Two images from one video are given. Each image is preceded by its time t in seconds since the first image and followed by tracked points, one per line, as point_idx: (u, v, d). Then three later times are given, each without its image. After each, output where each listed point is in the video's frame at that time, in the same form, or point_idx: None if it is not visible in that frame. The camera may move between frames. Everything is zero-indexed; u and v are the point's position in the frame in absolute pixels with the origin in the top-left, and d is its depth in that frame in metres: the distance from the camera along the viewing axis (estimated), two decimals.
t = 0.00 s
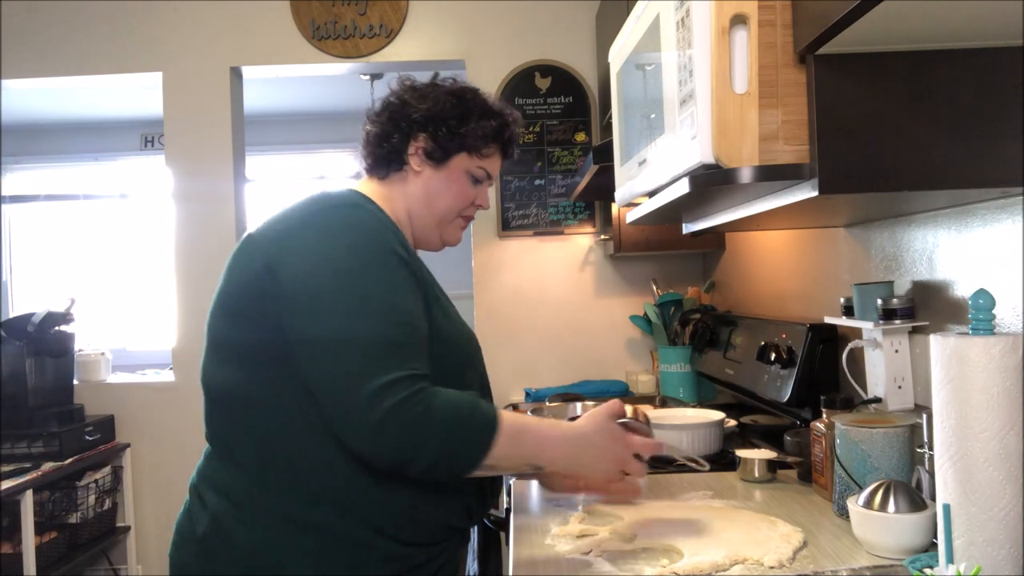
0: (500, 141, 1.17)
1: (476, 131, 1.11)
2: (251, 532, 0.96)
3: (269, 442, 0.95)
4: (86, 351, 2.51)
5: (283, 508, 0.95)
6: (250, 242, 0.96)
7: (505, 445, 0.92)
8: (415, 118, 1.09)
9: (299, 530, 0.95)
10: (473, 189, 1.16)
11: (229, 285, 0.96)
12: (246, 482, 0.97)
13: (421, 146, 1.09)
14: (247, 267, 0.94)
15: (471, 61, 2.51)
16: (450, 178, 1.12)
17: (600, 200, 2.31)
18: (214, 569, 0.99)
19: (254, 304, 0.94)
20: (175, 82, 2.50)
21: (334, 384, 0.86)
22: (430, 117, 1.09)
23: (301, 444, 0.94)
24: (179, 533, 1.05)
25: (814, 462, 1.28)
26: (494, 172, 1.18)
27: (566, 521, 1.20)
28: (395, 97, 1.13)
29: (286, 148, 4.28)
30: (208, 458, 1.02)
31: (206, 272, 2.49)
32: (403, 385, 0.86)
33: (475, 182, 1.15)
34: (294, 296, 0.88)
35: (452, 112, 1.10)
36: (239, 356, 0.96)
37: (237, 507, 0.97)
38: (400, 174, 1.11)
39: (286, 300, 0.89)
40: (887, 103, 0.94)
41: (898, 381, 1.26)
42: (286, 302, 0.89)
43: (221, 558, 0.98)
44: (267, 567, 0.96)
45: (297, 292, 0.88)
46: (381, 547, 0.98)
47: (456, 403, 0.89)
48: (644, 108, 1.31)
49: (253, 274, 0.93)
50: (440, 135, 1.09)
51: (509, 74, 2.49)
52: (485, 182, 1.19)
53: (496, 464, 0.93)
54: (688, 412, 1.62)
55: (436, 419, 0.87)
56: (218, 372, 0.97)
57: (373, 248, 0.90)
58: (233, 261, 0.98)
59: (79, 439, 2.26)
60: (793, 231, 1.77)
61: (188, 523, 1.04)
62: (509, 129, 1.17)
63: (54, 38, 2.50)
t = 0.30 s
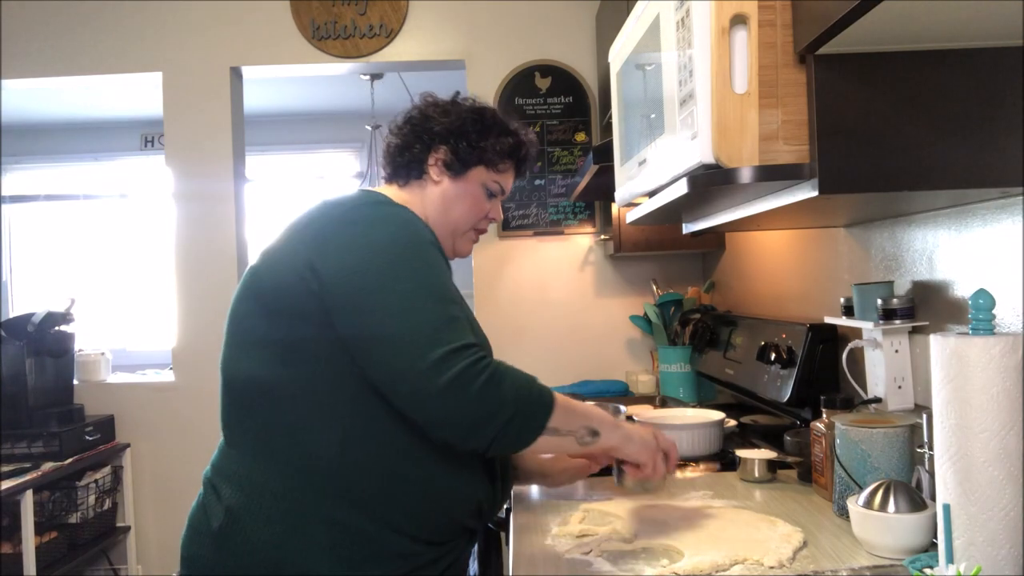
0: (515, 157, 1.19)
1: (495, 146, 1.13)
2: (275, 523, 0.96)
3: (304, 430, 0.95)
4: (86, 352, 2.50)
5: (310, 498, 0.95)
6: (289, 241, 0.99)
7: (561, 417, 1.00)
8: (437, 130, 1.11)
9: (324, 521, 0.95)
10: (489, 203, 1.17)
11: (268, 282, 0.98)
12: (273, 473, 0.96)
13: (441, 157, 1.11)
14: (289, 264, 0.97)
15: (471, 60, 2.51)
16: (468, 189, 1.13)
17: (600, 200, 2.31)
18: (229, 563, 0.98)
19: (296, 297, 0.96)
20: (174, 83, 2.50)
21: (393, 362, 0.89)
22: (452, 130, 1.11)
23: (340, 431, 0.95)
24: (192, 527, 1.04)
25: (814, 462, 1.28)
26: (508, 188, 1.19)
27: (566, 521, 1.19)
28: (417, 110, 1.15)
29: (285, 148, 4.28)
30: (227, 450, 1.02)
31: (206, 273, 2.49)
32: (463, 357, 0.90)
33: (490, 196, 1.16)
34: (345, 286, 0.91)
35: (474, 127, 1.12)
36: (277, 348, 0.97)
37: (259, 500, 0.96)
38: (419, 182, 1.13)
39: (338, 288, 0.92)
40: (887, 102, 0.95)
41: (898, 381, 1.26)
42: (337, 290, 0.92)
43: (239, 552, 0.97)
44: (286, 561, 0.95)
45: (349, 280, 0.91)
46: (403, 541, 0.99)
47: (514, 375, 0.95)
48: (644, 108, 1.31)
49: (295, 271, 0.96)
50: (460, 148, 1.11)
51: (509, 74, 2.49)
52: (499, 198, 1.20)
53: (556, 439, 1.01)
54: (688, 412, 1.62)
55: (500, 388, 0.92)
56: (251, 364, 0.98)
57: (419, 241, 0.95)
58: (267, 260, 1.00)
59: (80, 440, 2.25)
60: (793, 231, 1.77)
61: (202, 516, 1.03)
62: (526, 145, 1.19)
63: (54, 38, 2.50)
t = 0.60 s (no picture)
0: (522, 170, 1.19)
1: (504, 158, 1.13)
2: (287, 519, 0.95)
3: (319, 427, 0.95)
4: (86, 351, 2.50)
5: (323, 495, 0.95)
6: (304, 240, 0.99)
7: (575, 421, 1.05)
8: (449, 140, 1.12)
9: (337, 518, 0.95)
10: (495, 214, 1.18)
11: (283, 280, 0.98)
12: (284, 469, 0.95)
13: (451, 165, 1.11)
14: (306, 262, 0.97)
15: (471, 60, 2.51)
16: (475, 199, 1.14)
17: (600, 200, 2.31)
18: (238, 559, 0.98)
19: (311, 295, 0.96)
20: (174, 83, 2.50)
21: (411, 358, 0.89)
22: (463, 139, 1.12)
23: (355, 428, 0.95)
24: (200, 523, 1.03)
25: (814, 462, 1.28)
26: (513, 200, 1.20)
27: (566, 521, 1.19)
28: (430, 119, 1.16)
29: (285, 148, 4.28)
30: (236, 446, 1.01)
31: (206, 273, 2.49)
32: (481, 353, 0.90)
33: (496, 206, 1.17)
34: (364, 283, 0.92)
35: (487, 137, 1.13)
36: (293, 346, 0.97)
37: (270, 496, 0.96)
38: (428, 188, 1.13)
39: (356, 285, 0.92)
40: (888, 101, 0.95)
41: (898, 381, 1.26)
42: (355, 288, 0.92)
43: (249, 548, 0.97)
44: (297, 557, 0.95)
45: (367, 278, 0.92)
46: (413, 539, 0.99)
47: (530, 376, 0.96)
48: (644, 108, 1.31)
49: (311, 269, 0.96)
50: (471, 158, 1.11)
51: (509, 74, 2.49)
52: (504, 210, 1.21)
53: (571, 442, 1.06)
54: (688, 412, 1.62)
55: (518, 388, 0.93)
56: (264, 361, 0.98)
57: (436, 241, 0.95)
58: (281, 258, 1.00)
59: (79, 440, 2.26)
60: (793, 231, 1.77)
61: (210, 514, 1.02)
62: (533, 158, 1.20)
63: (54, 38, 2.50)
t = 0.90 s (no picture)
0: (522, 169, 1.19)
1: (506, 157, 1.13)
2: (291, 519, 0.95)
3: (322, 426, 0.95)
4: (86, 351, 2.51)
5: (326, 494, 0.95)
6: (307, 240, 0.99)
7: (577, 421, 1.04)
8: (450, 139, 1.12)
9: (340, 517, 0.95)
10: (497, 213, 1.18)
11: (286, 280, 0.98)
12: (289, 469, 0.95)
13: (452, 164, 1.12)
14: (309, 262, 0.97)
15: (471, 60, 2.51)
16: (477, 198, 1.13)
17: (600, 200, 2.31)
18: (243, 559, 0.97)
19: (314, 295, 0.96)
20: (174, 83, 2.50)
21: (415, 357, 0.89)
22: (464, 139, 1.12)
23: (358, 428, 0.95)
24: (204, 522, 1.03)
25: (814, 462, 1.28)
26: (514, 200, 1.20)
27: (566, 521, 1.19)
28: (430, 120, 1.16)
29: (285, 148, 4.28)
30: (240, 446, 1.01)
31: (205, 273, 2.49)
32: (485, 353, 0.90)
33: (497, 206, 1.17)
34: (366, 283, 0.92)
35: (488, 136, 1.13)
36: (296, 345, 0.97)
37: (274, 496, 0.96)
38: (430, 188, 1.13)
39: (359, 286, 0.92)
40: (888, 101, 0.95)
41: (898, 381, 1.26)
42: (358, 288, 0.92)
43: (254, 548, 0.96)
44: (300, 556, 0.95)
45: (370, 278, 0.91)
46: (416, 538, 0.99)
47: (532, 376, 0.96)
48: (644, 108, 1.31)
49: (314, 269, 0.96)
50: (473, 156, 1.11)
51: (509, 74, 2.49)
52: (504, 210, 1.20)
53: (574, 443, 1.05)
54: (688, 412, 1.62)
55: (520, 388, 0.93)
56: (267, 360, 0.98)
57: (438, 241, 0.95)
58: (284, 258, 1.00)
59: (79, 440, 2.26)
60: (793, 231, 1.77)
61: (213, 513, 1.01)
62: (533, 157, 1.20)
63: (54, 38, 2.50)
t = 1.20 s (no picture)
0: (523, 168, 1.19)
1: (507, 155, 1.13)
2: (296, 519, 0.95)
3: (326, 426, 0.95)
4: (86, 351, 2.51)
5: (331, 493, 0.95)
6: (309, 240, 0.99)
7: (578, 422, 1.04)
8: (451, 136, 1.12)
9: (345, 516, 0.95)
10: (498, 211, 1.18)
11: (289, 279, 0.98)
12: (293, 468, 0.95)
13: (454, 161, 1.11)
14: (311, 261, 0.97)
15: (471, 60, 2.51)
16: (479, 196, 1.13)
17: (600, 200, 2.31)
18: (246, 560, 0.97)
19: (318, 294, 0.96)
20: (174, 83, 2.50)
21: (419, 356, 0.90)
22: (465, 136, 1.12)
23: (361, 427, 0.95)
24: (207, 523, 1.03)
25: (814, 462, 1.28)
26: (514, 198, 1.20)
27: (566, 521, 1.19)
28: (431, 117, 1.16)
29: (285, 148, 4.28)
30: (243, 446, 1.01)
31: (205, 273, 2.49)
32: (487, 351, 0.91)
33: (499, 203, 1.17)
34: (370, 282, 0.92)
35: (488, 134, 1.13)
36: (299, 345, 0.97)
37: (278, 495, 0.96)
38: (431, 186, 1.13)
39: (362, 285, 0.92)
40: (887, 102, 0.95)
41: (898, 381, 1.26)
42: (361, 287, 0.92)
43: (257, 548, 0.96)
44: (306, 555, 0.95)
45: (374, 276, 0.92)
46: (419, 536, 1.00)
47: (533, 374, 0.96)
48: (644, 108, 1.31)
49: (316, 269, 0.96)
50: (474, 154, 1.11)
51: (509, 74, 2.49)
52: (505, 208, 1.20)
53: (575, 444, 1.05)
54: (689, 412, 1.62)
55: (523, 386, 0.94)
56: (270, 360, 0.98)
57: (441, 240, 0.95)
58: (286, 258, 1.00)
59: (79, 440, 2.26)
60: (793, 231, 1.77)
61: (217, 514, 1.01)
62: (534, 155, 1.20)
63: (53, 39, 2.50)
